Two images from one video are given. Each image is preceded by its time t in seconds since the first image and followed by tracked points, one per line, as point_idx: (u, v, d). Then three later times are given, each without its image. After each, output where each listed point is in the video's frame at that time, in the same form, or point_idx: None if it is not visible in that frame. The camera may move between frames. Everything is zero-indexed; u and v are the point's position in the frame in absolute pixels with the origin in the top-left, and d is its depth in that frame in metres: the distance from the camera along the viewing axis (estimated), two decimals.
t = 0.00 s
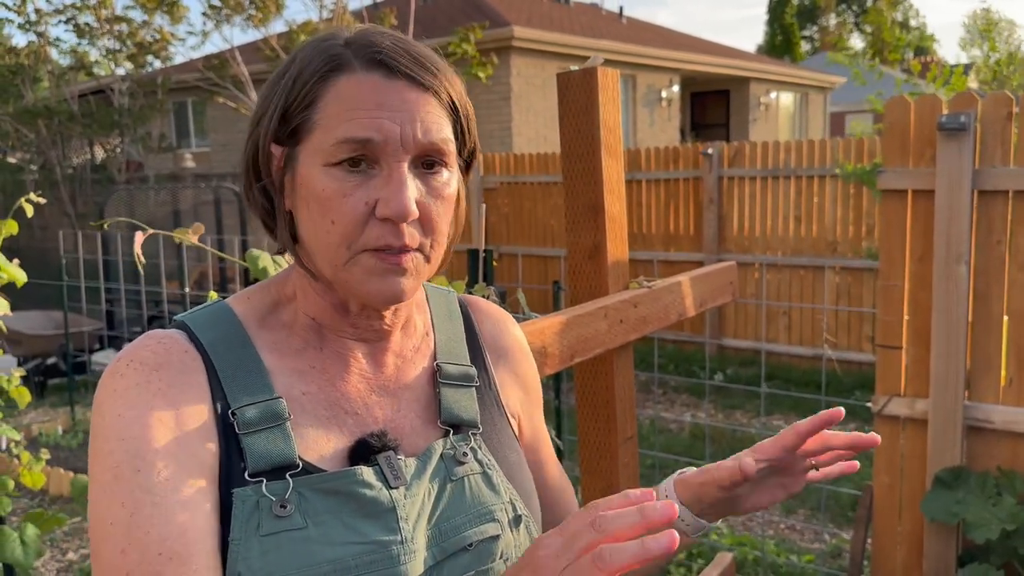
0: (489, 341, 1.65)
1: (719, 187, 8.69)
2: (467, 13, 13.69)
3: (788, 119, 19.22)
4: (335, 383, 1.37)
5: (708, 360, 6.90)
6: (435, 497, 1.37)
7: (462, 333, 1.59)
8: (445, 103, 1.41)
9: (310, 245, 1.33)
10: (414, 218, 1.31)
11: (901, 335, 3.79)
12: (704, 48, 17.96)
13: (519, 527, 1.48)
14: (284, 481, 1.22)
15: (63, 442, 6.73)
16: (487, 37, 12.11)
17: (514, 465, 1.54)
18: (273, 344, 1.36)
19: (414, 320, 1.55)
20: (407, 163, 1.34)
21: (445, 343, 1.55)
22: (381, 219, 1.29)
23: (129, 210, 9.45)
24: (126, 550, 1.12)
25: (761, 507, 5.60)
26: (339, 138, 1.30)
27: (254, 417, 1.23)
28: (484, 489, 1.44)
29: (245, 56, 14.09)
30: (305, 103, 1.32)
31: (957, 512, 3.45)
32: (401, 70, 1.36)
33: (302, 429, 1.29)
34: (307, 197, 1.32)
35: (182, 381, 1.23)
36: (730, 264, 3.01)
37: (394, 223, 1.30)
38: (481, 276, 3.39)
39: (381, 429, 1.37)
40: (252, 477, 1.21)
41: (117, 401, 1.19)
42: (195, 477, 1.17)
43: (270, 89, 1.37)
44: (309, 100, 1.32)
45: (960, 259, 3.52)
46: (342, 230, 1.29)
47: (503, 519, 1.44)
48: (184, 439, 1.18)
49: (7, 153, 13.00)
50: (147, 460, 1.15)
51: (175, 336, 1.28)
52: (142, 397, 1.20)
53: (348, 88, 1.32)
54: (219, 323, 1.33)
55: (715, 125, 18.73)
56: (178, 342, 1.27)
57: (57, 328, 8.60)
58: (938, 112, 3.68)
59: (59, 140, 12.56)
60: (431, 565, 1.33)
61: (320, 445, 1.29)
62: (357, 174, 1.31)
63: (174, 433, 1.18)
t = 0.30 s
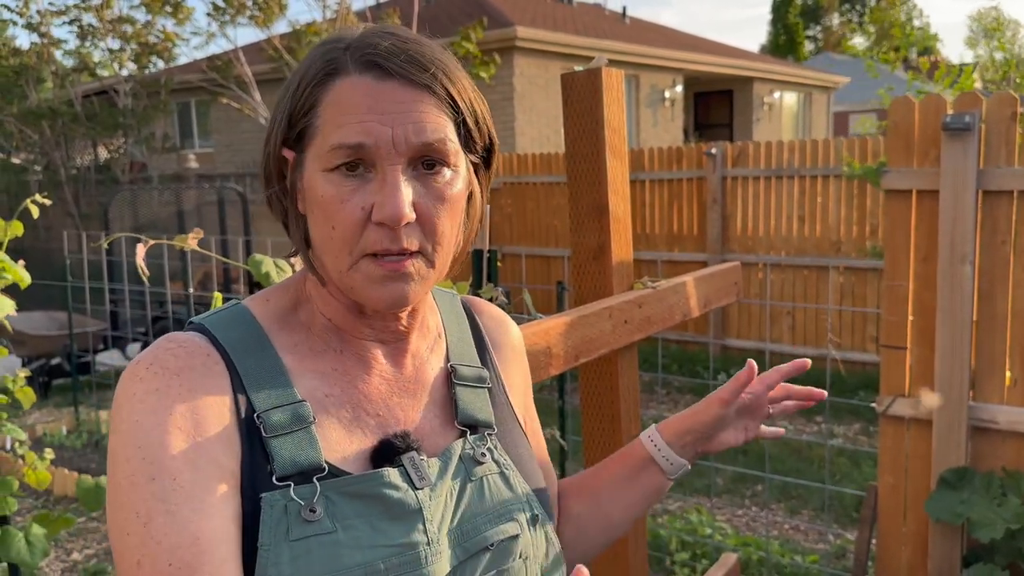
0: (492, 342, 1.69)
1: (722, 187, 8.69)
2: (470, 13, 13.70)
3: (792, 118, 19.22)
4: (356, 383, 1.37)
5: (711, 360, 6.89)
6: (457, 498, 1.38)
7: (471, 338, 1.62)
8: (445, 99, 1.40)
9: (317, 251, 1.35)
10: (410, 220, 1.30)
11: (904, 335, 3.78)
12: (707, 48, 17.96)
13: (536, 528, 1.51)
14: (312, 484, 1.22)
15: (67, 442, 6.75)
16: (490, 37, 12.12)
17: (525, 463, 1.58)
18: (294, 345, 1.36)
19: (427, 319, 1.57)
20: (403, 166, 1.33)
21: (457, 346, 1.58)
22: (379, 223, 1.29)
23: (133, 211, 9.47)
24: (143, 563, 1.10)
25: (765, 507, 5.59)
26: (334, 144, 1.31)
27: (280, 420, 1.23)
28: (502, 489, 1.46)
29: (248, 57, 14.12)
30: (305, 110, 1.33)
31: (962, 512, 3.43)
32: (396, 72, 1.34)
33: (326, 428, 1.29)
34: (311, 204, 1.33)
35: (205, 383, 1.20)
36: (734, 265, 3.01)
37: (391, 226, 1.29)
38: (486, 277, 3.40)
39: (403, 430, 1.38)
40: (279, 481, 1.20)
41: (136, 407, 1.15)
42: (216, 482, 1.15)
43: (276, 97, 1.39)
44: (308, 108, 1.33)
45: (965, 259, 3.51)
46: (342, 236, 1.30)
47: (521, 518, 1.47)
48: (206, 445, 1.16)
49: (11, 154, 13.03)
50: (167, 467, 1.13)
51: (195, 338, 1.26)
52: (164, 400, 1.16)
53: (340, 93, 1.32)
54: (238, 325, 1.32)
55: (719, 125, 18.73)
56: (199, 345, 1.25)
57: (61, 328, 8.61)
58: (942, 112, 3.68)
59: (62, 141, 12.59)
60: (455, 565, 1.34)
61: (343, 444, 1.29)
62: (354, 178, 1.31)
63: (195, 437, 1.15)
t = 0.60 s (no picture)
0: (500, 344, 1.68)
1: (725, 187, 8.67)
2: (472, 14, 13.70)
3: (795, 119, 19.21)
4: (373, 383, 1.37)
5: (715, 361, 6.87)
6: (475, 500, 1.38)
7: (481, 338, 1.63)
8: (399, 89, 1.35)
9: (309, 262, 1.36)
10: (377, 223, 1.28)
11: (909, 336, 3.79)
12: (710, 49, 17.96)
13: (549, 530, 1.51)
14: (336, 486, 1.21)
15: (70, 442, 6.76)
16: (492, 38, 12.11)
17: (538, 467, 1.57)
18: (312, 345, 1.36)
19: (438, 320, 1.57)
20: (362, 172, 1.30)
21: (467, 347, 1.58)
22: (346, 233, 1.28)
23: (135, 211, 9.47)
24: (169, 568, 1.10)
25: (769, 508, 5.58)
26: (294, 165, 1.31)
27: (304, 420, 1.22)
28: (518, 492, 1.46)
29: (251, 57, 14.12)
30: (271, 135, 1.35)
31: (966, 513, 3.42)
32: (337, 78, 1.31)
33: (347, 429, 1.28)
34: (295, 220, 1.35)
35: (230, 384, 1.19)
36: (737, 266, 3.00)
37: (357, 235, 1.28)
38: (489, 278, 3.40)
39: (421, 432, 1.38)
40: (304, 482, 1.19)
41: (161, 407, 1.14)
42: (239, 485, 1.14)
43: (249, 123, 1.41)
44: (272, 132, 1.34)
45: (969, 259, 3.49)
46: (321, 249, 1.30)
47: (537, 521, 1.47)
48: (231, 447, 1.15)
49: (15, 155, 13.05)
50: (194, 470, 1.11)
51: (216, 337, 1.25)
52: (189, 401, 1.15)
53: (291, 114, 1.32)
54: (256, 323, 1.31)
55: (721, 126, 18.73)
56: (222, 344, 1.24)
57: (64, 330, 8.62)
58: (946, 112, 3.66)
59: (66, 143, 12.61)
60: (474, 568, 1.34)
61: (363, 445, 1.29)
62: (321, 193, 1.31)
63: (222, 439, 1.14)
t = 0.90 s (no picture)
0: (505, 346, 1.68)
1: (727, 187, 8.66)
2: (474, 14, 13.71)
3: (797, 119, 19.19)
4: (372, 385, 1.37)
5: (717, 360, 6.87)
6: (473, 502, 1.38)
7: (485, 340, 1.62)
8: (404, 89, 1.35)
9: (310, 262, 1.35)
10: (383, 224, 1.28)
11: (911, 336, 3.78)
12: (712, 49, 17.95)
13: (550, 534, 1.50)
14: (332, 488, 1.21)
15: (73, 443, 6.76)
16: (494, 38, 12.11)
17: (540, 470, 1.57)
18: (310, 346, 1.36)
19: (440, 321, 1.57)
20: (369, 171, 1.30)
21: (470, 349, 1.57)
22: (352, 233, 1.28)
23: (138, 212, 9.48)
24: (163, 569, 1.09)
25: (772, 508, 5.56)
26: (299, 163, 1.31)
27: (301, 422, 1.21)
28: (519, 495, 1.46)
29: (254, 58, 14.14)
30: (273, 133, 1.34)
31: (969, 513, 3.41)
32: (344, 77, 1.31)
33: (345, 431, 1.28)
34: (296, 220, 1.34)
35: (227, 385, 1.19)
36: (739, 266, 3.00)
37: (364, 235, 1.27)
38: (491, 279, 3.40)
39: (420, 435, 1.37)
40: (300, 484, 1.19)
41: (157, 407, 1.14)
42: (233, 486, 1.14)
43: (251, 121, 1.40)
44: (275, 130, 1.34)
45: (972, 260, 3.48)
46: (325, 249, 1.30)
47: (537, 525, 1.47)
48: (228, 448, 1.15)
49: (18, 156, 13.07)
50: (189, 471, 1.11)
51: (214, 337, 1.25)
52: (184, 401, 1.15)
53: (295, 112, 1.31)
54: (255, 323, 1.31)
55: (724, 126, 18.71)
56: (220, 344, 1.24)
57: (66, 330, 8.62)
58: (949, 111, 3.65)
59: (69, 143, 12.64)
60: (471, 571, 1.33)
61: (361, 447, 1.28)
62: (326, 192, 1.31)
63: (218, 440, 1.14)
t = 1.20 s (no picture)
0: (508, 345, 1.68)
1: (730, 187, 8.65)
2: (476, 15, 13.71)
3: (799, 119, 19.18)
4: (375, 385, 1.37)
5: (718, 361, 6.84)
6: (477, 500, 1.38)
7: (487, 338, 1.62)
8: (412, 96, 1.35)
9: (316, 266, 1.35)
10: (396, 232, 1.29)
11: (914, 335, 3.77)
12: (714, 49, 17.95)
13: (554, 532, 1.50)
14: (335, 486, 1.20)
15: (76, 444, 6.76)
16: (496, 38, 12.11)
17: (544, 469, 1.56)
18: (311, 346, 1.35)
19: (442, 320, 1.57)
20: (381, 178, 1.31)
21: (472, 348, 1.57)
22: (365, 241, 1.28)
23: (140, 212, 9.48)
24: (178, 568, 1.09)
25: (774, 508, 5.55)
26: (310, 169, 1.30)
27: (304, 420, 1.21)
28: (522, 494, 1.46)
29: (256, 59, 14.15)
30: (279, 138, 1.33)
31: (972, 513, 3.40)
32: (355, 85, 1.30)
33: (348, 430, 1.28)
34: (302, 224, 1.34)
35: (231, 384, 1.19)
36: (741, 265, 2.99)
37: (377, 243, 1.28)
38: (492, 279, 3.39)
39: (423, 433, 1.37)
40: (303, 483, 1.19)
41: (165, 407, 1.14)
42: (240, 484, 1.14)
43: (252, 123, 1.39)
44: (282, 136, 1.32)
45: (974, 259, 3.48)
46: (335, 256, 1.30)
47: (541, 523, 1.47)
48: (235, 446, 1.15)
49: (21, 157, 13.10)
50: (200, 470, 1.12)
51: (217, 337, 1.25)
52: (191, 400, 1.15)
53: (304, 119, 1.30)
54: (257, 323, 1.31)
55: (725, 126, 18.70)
56: (224, 344, 1.24)
57: (69, 331, 8.63)
58: (951, 110, 3.63)
59: (71, 144, 12.66)
60: (475, 570, 1.33)
61: (365, 446, 1.28)
62: (336, 199, 1.31)
63: (224, 438, 1.14)
